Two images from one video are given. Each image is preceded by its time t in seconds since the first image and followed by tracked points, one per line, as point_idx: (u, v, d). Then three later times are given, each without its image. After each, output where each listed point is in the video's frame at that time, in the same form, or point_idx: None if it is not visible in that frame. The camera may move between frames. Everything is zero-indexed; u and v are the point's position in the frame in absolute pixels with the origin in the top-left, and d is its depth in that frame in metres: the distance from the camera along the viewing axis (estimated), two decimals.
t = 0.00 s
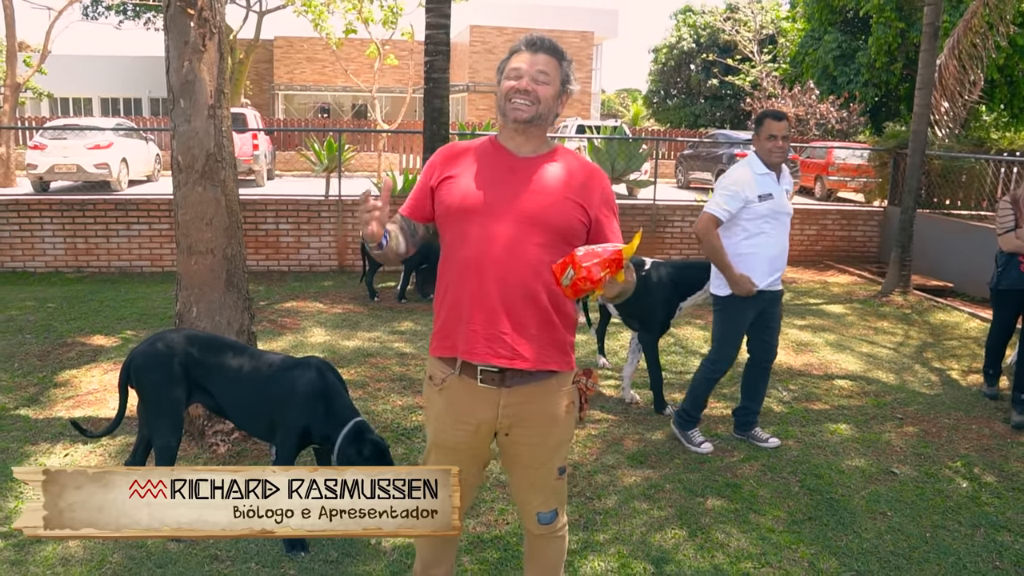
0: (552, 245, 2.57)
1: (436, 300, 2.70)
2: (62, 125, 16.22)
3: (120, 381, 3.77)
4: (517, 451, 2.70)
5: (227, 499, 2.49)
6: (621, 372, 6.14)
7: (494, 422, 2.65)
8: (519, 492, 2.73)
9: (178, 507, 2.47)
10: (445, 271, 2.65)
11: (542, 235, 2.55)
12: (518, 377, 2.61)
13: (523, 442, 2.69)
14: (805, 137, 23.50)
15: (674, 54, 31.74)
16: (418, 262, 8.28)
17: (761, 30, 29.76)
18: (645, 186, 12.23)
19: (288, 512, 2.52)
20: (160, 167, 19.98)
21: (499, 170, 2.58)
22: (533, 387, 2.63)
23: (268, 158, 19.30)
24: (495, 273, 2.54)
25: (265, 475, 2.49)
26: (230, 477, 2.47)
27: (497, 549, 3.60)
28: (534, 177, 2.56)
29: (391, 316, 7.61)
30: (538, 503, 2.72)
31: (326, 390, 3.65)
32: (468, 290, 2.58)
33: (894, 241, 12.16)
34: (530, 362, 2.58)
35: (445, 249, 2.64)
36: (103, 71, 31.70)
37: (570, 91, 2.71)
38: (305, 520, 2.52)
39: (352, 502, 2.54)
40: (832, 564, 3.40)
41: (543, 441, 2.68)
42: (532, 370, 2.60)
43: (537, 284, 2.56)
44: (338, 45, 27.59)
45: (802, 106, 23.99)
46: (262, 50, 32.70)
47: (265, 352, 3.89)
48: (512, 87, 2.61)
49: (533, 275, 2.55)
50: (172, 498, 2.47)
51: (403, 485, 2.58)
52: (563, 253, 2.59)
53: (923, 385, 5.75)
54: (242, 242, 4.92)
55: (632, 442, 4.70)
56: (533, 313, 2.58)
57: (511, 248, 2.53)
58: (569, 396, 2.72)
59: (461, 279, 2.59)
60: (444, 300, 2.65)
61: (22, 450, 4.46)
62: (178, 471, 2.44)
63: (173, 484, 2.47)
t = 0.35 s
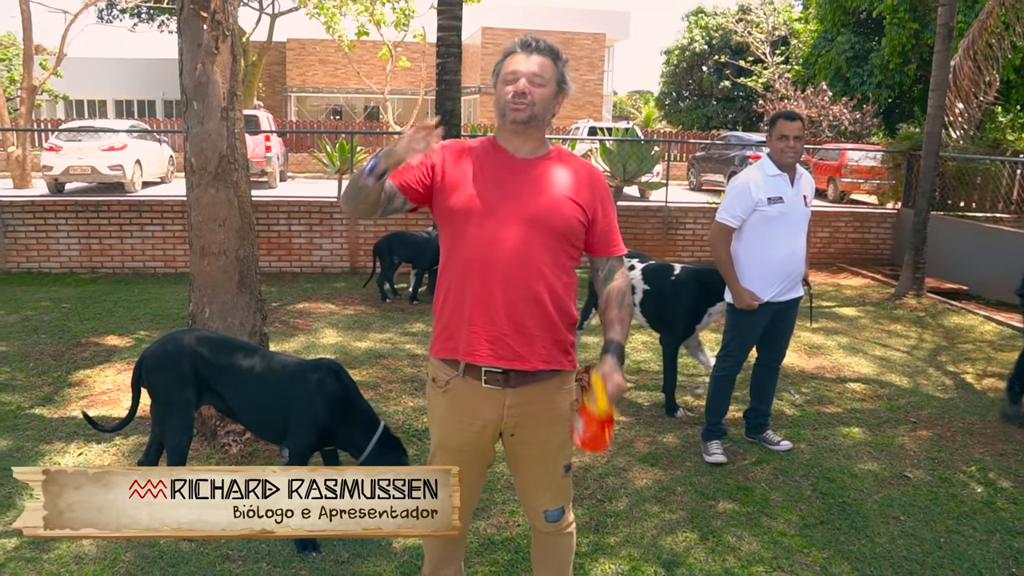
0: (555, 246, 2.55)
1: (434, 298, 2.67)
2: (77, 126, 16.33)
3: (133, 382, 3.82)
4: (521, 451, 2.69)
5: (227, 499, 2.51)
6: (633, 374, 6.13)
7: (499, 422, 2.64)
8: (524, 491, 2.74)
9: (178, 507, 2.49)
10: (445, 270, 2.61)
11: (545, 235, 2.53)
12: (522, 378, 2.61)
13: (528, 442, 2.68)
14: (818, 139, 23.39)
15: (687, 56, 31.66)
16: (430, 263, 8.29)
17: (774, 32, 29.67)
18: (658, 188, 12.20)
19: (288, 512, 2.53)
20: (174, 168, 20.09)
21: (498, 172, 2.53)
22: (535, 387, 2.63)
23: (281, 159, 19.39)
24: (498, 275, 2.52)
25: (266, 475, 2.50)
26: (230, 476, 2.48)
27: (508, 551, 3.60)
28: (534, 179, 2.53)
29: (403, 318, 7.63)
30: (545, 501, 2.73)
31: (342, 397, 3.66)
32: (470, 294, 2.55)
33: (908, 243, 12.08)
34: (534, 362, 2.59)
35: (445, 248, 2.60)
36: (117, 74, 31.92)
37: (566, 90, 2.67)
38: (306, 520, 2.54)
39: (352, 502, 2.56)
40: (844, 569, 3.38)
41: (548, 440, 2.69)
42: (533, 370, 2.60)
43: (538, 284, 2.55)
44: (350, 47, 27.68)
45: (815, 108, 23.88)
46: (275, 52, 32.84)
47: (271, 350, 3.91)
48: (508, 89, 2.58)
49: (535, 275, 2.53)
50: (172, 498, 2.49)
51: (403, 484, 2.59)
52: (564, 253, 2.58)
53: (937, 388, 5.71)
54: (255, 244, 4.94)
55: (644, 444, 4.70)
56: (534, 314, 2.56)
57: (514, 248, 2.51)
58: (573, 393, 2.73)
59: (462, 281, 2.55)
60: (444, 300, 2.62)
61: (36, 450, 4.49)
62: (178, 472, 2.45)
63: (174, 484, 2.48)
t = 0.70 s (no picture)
0: (575, 252, 2.49)
1: (452, 307, 2.61)
2: (95, 130, 16.42)
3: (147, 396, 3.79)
4: (541, 457, 2.64)
5: (227, 499, 2.52)
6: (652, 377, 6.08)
7: (518, 427, 2.58)
8: (545, 497, 2.69)
9: (178, 507, 2.50)
10: (463, 278, 2.55)
11: (565, 241, 2.46)
12: (542, 385, 2.55)
13: (546, 447, 2.62)
14: (835, 137, 23.15)
15: (703, 55, 31.50)
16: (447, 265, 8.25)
17: (790, 29, 29.45)
18: (676, 188, 12.10)
19: (288, 512, 2.54)
20: (191, 171, 20.17)
21: (512, 178, 2.47)
22: (556, 394, 2.57)
23: (297, 161, 19.43)
24: (518, 283, 2.45)
25: (265, 475, 2.50)
26: (230, 476, 2.49)
27: (528, 560, 3.55)
28: (548, 184, 2.46)
29: (419, 321, 7.59)
30: (566, 508, 2.67)
31: (363, 409, 3.72)
32: (489, 304, 2.48)
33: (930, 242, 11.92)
34: (554, 371, 2.52)
35: (463, 255, 2.54)
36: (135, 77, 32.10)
37: (565, 88, 2.51)
38: (305, 521, 2.54)
39: (352, 502, 2.54)
40: None
41: (567, 446, 2.62)
42: (556, 378, 2.54)
43: (559, 292, 2.48)
44: (365, 48, 27.72)
45: (833, 105, 23.65)
46: (290, 54, 32.96)
47: (288, 355, 3.89)
48: (520, 92, 2.39)
49: (556, 282, 2.47)
50: (172, 498, 2.50)
51: (404, 485, 2.57)
52: (585, 258, 2.52)
53: (963, 390, 5.60)
54: (270, 248, 4.91)
55: (665, 449, 4.64)
56: (556, 322, 2.49)
57: (533, 256, 2.44)
58: (594, 397, 2.67)
59: (479, 292, 2.50)
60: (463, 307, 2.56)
61: (52, 457, 4.49)
62: (178, 471, 2.47)
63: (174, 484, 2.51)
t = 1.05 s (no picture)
0: (612, 266, 2.42)
1: (477, 323, 2.48)
2: (104, 126, 16.37)
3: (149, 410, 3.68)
4: (574, 474, 2.54)
5: (227, 499, 2.74)
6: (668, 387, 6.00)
7: (552, 447, 2.47)
8: (575, 515, 2.60)
9: (178, 507, 2.73)
10: (492, 294, 2.43)
11: (604, 256, 2.39)
12: (578, 404, 2.45)
13: (580, 465, 2.53)
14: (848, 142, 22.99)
15: (715, 59, 31.37)
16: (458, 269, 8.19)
17: (803, 35, 29.30)
18: (689, 192, 12.00)
19: (288, 512, 2.75)
20: (200, 168, 20.09)
21: (548, 190, 2.36)
22: (590, 410, 2.47)
23: (307, 160, 19.35)
24: (556, 300, 2.35)
25: (265, 476, 2.71)
26: (230, 478, 2.72)
27: None
28: (587, 195, 2.37)
29: (429, 325, 7.51)
30: (596, 527, 2.58)
31: (372, 422, 3.64)
32: (525, 323, 2.37)
33: (946, 250, 11.79)
34: (592, 390, 2.44)
35: (493, 271, 2.42)
36: (145, 73, 32.09)
37: (614, 102, 2.42)
38: (305, 520, 2.74)
39: (351, 502, 2.74)
40: None
41: (600, 462, 2.53)
42: (590, 398, 2.45)
43: (597, 309, 2.40)
44: (377, 48, 27.66)
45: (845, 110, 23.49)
46: (302, 53, 32.92)
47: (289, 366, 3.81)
48: (576, 103, 2.29)
49: (595, 298, 2.39)
50: (172, 498, 2.73)
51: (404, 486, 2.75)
52: (619, 272, 2.45)
53: (984, 403, 5.49)
54: (279, 250, 4.83)
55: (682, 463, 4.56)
56: (593, 339, 2.41)
57: (572, 271, 2.35)
58: (626, 410, 2.59)
59: (513, 309, 2.37)
60: (492, 325, 2.43)
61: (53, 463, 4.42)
62: (178, 472, 2.71)
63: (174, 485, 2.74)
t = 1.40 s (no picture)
0: (613, 280, 2.34)
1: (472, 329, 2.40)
2: (95, 127, 16.28)
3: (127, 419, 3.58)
4: (570, 490, 2.47)
5: (227, 498, 2.59)
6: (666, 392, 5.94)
7: (548, 462, 2.39)
8: (572, 532, 2.51)
9: (178, 507, 2.58)
10: (487, 302, 2.34)
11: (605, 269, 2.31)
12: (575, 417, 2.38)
13: (576, 480, 2.45)
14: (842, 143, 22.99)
15: (710, 59, 31.35)
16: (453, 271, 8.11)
17: (798, 35, 29.27)
18: (685, 193, 11.92)
19: (288, 511, 2.61)
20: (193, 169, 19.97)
21: (551, 198, 2.28)
22: (587, 424, 2.40)
23: (300, 161, 19.26)
24: (555, 312, 2.27)
25: (265, 474, 2.58)
26: (229, 476, 2.57)
27: None
28: (592, 205, 2.29)
29: (423, 328, 7.43)
30: (593, 544, 2.51)
31: (362, 421, 3.44)
32: (521, 334, 2.29)
33: (944, 251, 11.76)
34: (589, 405, 2.36)
35: (489, 277, 2.33)
36: (138, 75, 31.96)
37: (634, 122, 2.32)
38: (305, 520, 2.61)
39: (352, 501, 2.60)
40: None
41: (597, 478, 2.46)
42: (586, 413, 2.38)
43: (596, 322, 2.32)
44: (371, 48, 27.57)
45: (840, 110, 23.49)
46: (295, 53, 32.80)
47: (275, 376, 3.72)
48: (587, 119, 2.14)
49: (594, 312, 2.31)
50: (172, 498, 2.58)
51: (404, 485, 2.61)
52: (620, 286, 2.37)
53: (986, 407, 5.43)
54: (268, 254, 4.75)
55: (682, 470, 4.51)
56: (591, 353, 2.34)
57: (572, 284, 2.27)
58: (624, 426, 2.50)
59: (510, 319, 2.29)
60: (486, 333, 2.35)
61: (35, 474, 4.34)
62: (178, 471, 2.56)
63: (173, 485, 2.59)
